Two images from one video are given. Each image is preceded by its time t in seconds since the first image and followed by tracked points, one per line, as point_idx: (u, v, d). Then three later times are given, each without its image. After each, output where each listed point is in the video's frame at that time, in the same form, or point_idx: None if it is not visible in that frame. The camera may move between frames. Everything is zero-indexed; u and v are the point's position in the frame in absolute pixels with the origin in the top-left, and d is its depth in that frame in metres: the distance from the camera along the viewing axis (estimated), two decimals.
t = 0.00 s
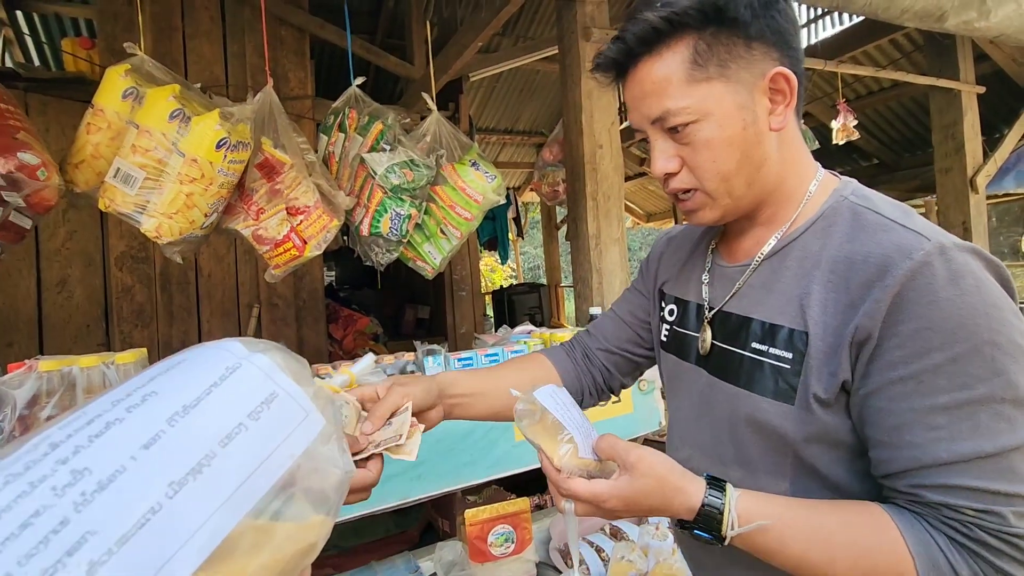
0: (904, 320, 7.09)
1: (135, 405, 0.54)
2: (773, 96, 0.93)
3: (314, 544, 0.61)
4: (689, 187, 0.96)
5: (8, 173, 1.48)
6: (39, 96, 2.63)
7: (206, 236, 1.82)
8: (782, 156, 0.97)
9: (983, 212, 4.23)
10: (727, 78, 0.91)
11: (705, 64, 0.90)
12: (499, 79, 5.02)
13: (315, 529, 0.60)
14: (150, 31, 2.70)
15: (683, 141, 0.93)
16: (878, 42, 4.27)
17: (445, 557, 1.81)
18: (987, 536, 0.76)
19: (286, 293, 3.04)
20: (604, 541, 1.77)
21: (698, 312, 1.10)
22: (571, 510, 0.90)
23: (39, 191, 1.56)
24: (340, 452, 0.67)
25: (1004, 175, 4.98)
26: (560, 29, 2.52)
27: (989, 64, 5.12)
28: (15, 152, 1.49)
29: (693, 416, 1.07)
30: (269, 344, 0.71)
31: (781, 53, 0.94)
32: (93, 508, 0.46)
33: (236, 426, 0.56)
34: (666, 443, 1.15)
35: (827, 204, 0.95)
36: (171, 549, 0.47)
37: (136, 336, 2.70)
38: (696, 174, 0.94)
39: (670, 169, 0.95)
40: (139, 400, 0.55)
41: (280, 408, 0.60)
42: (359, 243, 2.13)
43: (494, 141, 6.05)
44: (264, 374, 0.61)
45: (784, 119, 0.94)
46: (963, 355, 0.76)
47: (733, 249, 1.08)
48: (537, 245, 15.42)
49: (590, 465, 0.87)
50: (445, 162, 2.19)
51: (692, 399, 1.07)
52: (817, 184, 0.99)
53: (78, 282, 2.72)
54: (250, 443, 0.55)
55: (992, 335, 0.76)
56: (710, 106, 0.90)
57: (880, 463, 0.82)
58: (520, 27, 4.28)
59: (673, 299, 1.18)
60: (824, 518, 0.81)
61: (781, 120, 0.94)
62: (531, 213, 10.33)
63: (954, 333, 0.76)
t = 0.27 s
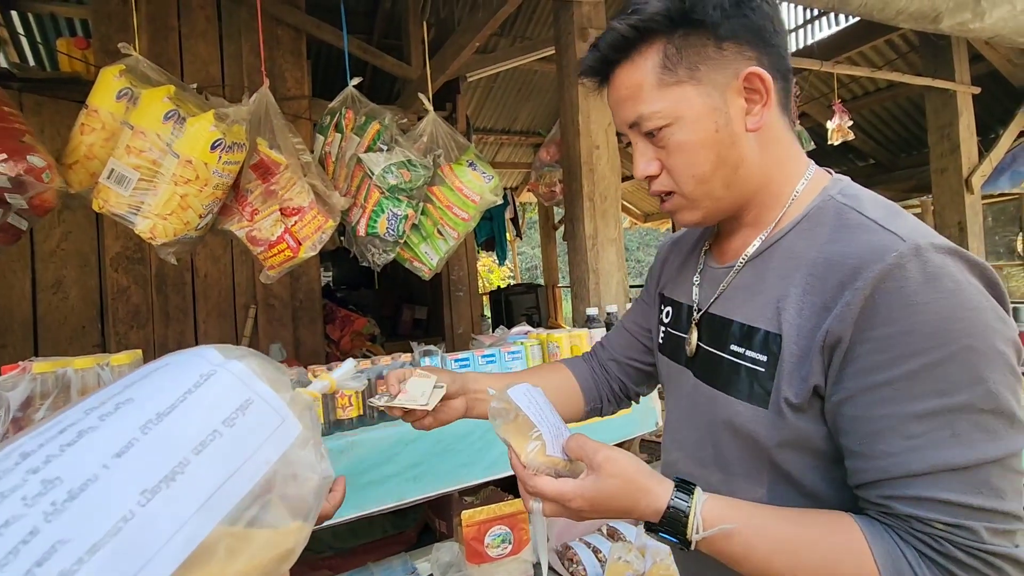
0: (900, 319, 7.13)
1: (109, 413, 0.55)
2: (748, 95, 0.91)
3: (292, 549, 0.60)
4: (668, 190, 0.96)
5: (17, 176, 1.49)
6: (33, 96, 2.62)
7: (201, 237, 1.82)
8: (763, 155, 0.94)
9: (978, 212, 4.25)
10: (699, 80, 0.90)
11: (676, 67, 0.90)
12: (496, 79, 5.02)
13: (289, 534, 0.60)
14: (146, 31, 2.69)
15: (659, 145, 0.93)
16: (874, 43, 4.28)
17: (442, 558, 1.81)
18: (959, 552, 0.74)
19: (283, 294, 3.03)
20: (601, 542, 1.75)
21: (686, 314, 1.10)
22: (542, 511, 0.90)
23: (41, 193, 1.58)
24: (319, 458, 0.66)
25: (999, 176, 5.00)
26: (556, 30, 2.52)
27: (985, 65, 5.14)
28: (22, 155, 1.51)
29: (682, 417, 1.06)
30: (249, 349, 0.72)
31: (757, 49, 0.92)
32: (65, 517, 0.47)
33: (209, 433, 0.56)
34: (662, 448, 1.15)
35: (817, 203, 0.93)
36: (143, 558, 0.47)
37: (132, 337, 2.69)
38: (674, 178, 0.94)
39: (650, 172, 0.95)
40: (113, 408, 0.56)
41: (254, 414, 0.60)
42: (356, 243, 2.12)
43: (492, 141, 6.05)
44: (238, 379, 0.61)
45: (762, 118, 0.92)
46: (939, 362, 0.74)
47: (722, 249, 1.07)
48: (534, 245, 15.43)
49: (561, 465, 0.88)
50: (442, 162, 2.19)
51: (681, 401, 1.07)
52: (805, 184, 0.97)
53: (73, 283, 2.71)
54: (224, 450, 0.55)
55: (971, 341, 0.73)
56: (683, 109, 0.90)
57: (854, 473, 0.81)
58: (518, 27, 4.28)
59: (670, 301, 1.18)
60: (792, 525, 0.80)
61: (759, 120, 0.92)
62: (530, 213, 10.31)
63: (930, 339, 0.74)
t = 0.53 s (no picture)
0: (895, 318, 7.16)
1: (87, 421, 0.54)
2: (716, 97, 0.89)
3: (276, 555, 0.61)
4: (648, 194, 0.97)
5: (14, 176, 1.50)
6: (25, 95, 2.60)
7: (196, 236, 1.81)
8: (739, 153, 0.92)
9: (973, 211, 4.27)
10: (663, 86, 0.89)
11: (639, 75, 0.91)
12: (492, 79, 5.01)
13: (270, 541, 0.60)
14: (139, 29, 2.67)
15: (633, 152, 0.94)
16: (869, 42, 4.29)
17: (437, 560, 1.79)
18: (919, 563, 0.72)
19: (278, 294, 3.00)
20: (596, 541, 1.72)
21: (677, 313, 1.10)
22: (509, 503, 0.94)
23: (36, 193, 1.58)
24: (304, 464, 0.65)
25: (992, 175, 5.02)
26: (551, 29, 2.51)
27: (979, 64, 5.15)
28: (22, 155, 1.52)
29: (670, 417, 1.06)
30: (232, 355, 0.71)
31: (725, 49, 0.89)
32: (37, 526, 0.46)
33: (188, 439, 0.54)
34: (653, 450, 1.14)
35: (801, 199, 0.90)
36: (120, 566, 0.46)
37: (125, 338, 2.67)
38: (651, 183, 0.94)
39: (631, 177, 0.96)
40: (89, 416, 0.55)
41: (235, 420, 0.58)
42: (350, 243, 2.11)
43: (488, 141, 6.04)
44: (218, 385, 0.60)
45: (733, 118, 0.89)
46: (903, 365, 0.72)
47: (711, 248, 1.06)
48: (532, 244, 15.43)
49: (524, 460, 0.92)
50: (436, 161, 2.18)
51: (669, 402, 1.06)
52: (787, 182, 0.94)
53: (66, 284, 2.69)
54: (204, 456, 0.54)
55: (936, 343, 0.71)
56: (650, 116, 0.90)
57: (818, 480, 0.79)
58: (513, 26, 4.28)
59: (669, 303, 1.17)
60: (749, 531, 0.79)
61: (728, 121, 0.89)
62: (527, 212, 10.30)
63: (894, 341, 0.72)
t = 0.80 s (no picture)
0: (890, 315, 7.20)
1: (63, 425, 0.53)
2: (688, 97, 0.87)
3: (258, 563, 0.61)
4: (632, 200, 0.96)
5: (12, 175, 1.51)
6: (16, 95, 2.58)
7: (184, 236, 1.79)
8: (716, 151, 0.89)
9: (966, 209, 4.29)
10: (634, 91, 0.88)
11: (610, 82, 0.90)
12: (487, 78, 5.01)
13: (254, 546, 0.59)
14: (131, 29, 2.65)
15: (614, 158, 0.94)
16: (863, 41, 4.31)
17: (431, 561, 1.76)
18: (858, 566, 0.70)
19: (273, 295, 2.98)
20: (592, 542, 1.71)
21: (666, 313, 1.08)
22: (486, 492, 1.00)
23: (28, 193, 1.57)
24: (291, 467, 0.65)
25: (985, 173, 5.04)
26: (544, 28, 2.50)
27: (972, 63, 5.17)
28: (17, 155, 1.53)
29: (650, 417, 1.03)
30: (219, 358, 0.70)
31: (695, 50, 0.88)
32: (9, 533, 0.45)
33: (169, 442, 0.54)
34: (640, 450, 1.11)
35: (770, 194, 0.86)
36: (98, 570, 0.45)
37: (118, 340, 2.65)
38: (634, 189, 0.93)
39: (614, 184, 0.95)
40: (65, 420, 0.54)
41: (218, 424, 0.57)
42: (343, 242, 2.10)
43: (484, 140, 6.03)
44: (200, 388, 0.59)
45: (706, 118, 0.87)
46: (847, 363, 0.69)
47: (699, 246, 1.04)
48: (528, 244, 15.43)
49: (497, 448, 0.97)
50: (430, 159, 2.17)
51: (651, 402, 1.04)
52: (766, 180, 0.89)
53: (58, 285, 2.66)
54: (186, 457, 0.54)
55: (882, 342, 0.68)
56: (625, 122, 0.89)
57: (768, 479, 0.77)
58: (508, 25, 4.27)
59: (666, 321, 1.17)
60: (698, 531, 0.79)
61: (702, 121, 0.87)
62: (523, 212, 10.30)
63: (838, 339, 0.69)
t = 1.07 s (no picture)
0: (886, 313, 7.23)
1: (61, 423, 0.53)
2: (668, 100, 0.86)
3: (253, 565, 0.60)
4: (617, 204, 0.96)
5: (9, 177, 1.52)
6: (9, 96, 2.57)
7: (174, 237, 1.78)
8: (699, 152, 0.88)
9: (961, 207, 4.31)
10: (616, 96, 0.88)
11: (591, 88, 0.90)
12: (483, 79, 5.01)
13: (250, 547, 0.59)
14: (124, 29, 2.64)
15: (597, 164, 0.93)
16: (857, 41, 4.32)
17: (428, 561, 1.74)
18: (783, 565, 0.68)
19: (269, 296, 2.97)
20: (588, 541, 1.70)
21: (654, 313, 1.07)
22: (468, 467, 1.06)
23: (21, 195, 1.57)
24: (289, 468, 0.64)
25: (980, 172, 5.06)
26: (539, 28, 2.50)
27: (966, 62, 5.19)
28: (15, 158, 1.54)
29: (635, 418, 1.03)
30: (219, 357, 0.69)
31: (671, 53, 0.88)
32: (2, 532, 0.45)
33: (164, 442, 0.53)
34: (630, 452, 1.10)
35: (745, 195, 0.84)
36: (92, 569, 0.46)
37: (113, 341, 2.64)
38: (618, 194, 0.93)
39: (598, 191, 0.95)
40: (60, 420, 0.54)
41: (214, 423, 0.57)
42: (337, 243, 2.09)
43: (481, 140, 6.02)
44: (197, 387, 0.58)
45: (688, 120, 0.87)
46: (786, 362, 0.67)
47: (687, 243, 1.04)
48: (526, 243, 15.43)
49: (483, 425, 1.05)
50: (425, 158, 2.17)
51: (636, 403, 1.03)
52: (742, 181, 0.87)
53: (52, 287, 2.65)
54: (184, 456, 0.53)
55: (820, 342, 0.65)
56: (608, 128, 0.89)
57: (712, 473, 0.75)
58: (504, 25, 4.27)
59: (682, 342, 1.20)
60: (650, 508, 0.79)
61: (684, 123, 0.87)
62: (520, 212, 10.29)
63: (778, 338, 0.67)
